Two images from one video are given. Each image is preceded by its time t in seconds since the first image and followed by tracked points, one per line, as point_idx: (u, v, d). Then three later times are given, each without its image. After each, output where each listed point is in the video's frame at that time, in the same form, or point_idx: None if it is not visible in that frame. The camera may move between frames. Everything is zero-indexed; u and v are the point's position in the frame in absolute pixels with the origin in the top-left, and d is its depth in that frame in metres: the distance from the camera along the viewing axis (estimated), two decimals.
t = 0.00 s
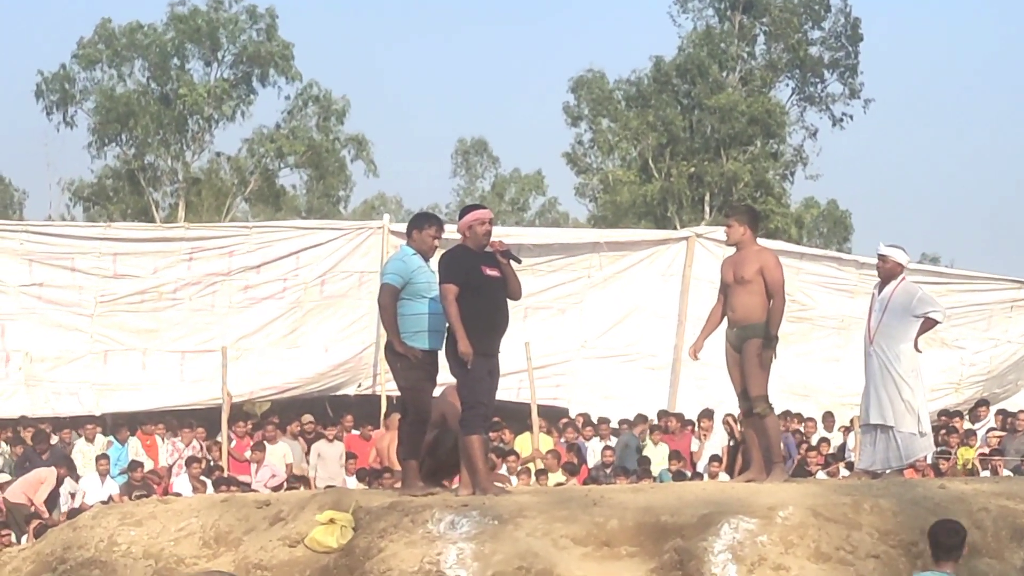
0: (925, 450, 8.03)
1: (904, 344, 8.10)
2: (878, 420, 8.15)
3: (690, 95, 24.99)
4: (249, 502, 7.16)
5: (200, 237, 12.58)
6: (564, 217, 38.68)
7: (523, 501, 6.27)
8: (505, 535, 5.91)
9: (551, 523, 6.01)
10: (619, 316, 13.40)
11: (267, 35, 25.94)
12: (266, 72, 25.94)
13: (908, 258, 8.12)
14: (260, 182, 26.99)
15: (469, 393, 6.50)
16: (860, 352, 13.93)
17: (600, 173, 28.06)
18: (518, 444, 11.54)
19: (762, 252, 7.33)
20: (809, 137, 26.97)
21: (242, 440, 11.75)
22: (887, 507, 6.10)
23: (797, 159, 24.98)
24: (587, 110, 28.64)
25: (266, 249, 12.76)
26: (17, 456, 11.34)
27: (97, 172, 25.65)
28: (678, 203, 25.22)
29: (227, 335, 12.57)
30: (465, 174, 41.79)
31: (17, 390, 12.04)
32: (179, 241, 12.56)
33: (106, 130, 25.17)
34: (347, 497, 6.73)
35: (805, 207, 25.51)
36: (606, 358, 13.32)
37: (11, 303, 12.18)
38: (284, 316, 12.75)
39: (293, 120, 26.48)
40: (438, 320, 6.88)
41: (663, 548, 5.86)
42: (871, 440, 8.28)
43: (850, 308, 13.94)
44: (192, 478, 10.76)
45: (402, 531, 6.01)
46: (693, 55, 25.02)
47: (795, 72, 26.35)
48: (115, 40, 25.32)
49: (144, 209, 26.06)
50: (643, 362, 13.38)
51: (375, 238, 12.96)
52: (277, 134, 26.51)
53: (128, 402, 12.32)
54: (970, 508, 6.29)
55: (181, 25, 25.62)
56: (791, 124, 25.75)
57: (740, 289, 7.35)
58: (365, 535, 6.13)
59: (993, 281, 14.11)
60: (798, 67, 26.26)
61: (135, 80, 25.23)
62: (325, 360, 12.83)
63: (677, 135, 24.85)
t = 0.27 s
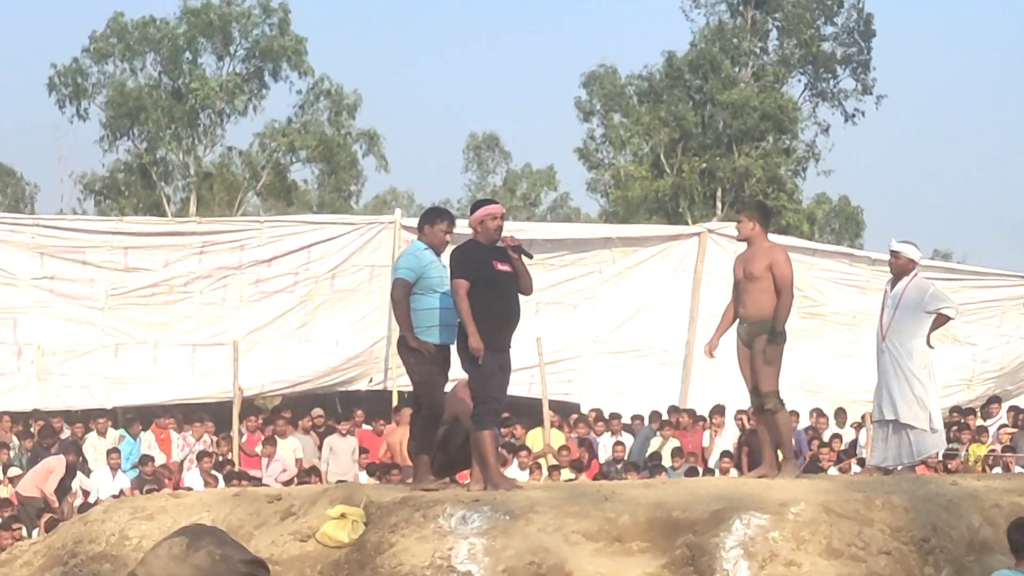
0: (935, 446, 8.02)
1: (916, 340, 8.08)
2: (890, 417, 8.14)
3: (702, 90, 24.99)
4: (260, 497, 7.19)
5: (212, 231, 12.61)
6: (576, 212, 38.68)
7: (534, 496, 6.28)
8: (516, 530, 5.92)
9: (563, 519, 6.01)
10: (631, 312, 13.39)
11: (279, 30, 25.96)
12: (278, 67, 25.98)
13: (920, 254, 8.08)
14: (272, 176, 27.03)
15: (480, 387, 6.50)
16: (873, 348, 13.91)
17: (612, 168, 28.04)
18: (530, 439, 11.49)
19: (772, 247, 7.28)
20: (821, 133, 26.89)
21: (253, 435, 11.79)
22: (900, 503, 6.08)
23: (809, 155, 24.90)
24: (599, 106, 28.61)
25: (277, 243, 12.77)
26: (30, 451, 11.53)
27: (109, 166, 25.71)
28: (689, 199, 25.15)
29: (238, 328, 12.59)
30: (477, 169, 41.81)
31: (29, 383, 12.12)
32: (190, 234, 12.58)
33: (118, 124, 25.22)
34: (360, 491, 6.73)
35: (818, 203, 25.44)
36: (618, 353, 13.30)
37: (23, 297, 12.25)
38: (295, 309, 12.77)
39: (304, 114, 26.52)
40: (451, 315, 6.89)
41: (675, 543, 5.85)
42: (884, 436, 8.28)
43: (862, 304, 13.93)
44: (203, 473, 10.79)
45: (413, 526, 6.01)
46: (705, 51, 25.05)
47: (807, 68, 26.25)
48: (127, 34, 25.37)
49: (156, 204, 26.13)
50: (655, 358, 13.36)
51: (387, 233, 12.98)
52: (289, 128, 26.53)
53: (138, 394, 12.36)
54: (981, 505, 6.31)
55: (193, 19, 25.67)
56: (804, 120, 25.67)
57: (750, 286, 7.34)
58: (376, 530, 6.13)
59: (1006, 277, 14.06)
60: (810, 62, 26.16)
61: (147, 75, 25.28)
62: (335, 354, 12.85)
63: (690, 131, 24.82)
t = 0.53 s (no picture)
0: (950, 443, 7.99)
1: (930, 337, 8.07)
2: (904, 414, 8.13)
3: (715, 86, 24.98)
4: (274, 493, 7.22)
5: (225, 226, 12.65)
6: (589, 208, 38.67)
7: (548, 493, 6.31)
8: (530, 526, 5.94)
9: (576, 516, 6.03)
10: (644, 308, 13.40)
11: (293, 26, 26.01)
12: (292, 63, 26.04)
13: (934, 251, 8.07)
14: (285, 172, 27.08)
15: (493, 384, 6.52)
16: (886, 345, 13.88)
17: (625, 164, 28.03)
18: (544, 435, 11.51)
19: (785, 244, 7.28)
20: (835, 129, 26.80)
21: (267, 431, 11.83)
22: (914, 500, 6.08)
23: (822, 151, 24.83)
24: (612, 102, 28.59)
25: (291, 239, 12.82)
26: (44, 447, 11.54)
27: (123, 162, 25.80)
28: (702, 195, 24.98)
29: (250, 323, 12.63)
30: (490, 165, 41.82)
31: (44, 378, 12.18)
32: (203, 230, 12.63)
33: (131, 120, 25.28)
34: (373, 488, 6.77)
35: (831, 199, 25.37)
36: (631, 348, 13.30)
37: (37, 292, 12.33)
38: (308, 304, 12.81)
39: (318, 110, 26.55)
40: (464, 311, 6.91)
41: (688, 540, 5.86)
42: (897, 433, 8.25)
43: (875, 301, 13.90)
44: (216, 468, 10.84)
45: (427, 522, 6.04)
46: (718, 47, 25.10)
47: (821, 64, 26.16)
48: (142, 29, 25.45)
49: (170, 199, 26.20)
50: (669, 353, 13.37)
51: (400, 229, 13.01)
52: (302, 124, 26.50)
53: (151, 389, 12.37)
54: (995, 501, 6.30)
55: (207, 15, 25.74)
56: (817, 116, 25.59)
57: (763, 283, 7.34)
58: (390, 526, 6.16)
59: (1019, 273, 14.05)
60: (823, 59, 26.07)
61: (161, 70, 25.35)
62: (348, 349, 12.88)
63: (703, 127, 24.84)
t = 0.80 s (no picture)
0: (966, 439, 8.03)
1: (947, 334, 8.07)
2: (921, 410, 8.13)
3: (731, 82, 24.86)
4: (290, 489, 7.25)
5: (240, 222, 12.70)
6: (604, 204, 38.67)
7: (564, 489, 6.33)
8: (546, 522, 5.95)
9: (592, 512, 6.05)
10: (659, 303, 13.40)
11: (310, 22, 26.06)
12: (308, 59, 26.09)
13: (950, 248, 8.04)
14: (301, 168, 27.14)
15: (510, 381, 6.54)
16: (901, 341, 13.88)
17: (640, 160, 28.02)
18: (559, 431, 11.52)
19: (800, 241, 7.27)
20: (850, 125, 26.71)
21: (283, 426, 11.87)
22: (930, 497, 6.08)
23: (838, 147, 24.75)
24: (627, 98, 28.59)
25: (306, 235, 12.87)
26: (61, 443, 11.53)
27: (140, 158, 25.90)
28: (718, 190, 25.04)
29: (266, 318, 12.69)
30: (505, 161, 41.86)
31: (61, 373, 12.16)
32: (219, 226, 12.67)
33: (148, 116, 25.36)
34: (388, 484, 6.80)
35: (846, 195, 25.30)
36: (645, 344, 13.32)
37: (53, 288, 12.28)
38: (323, 299, 12.86)
39: (334, 106, 26.62)
40: (480, 307, 6.93)
41: (704, 536, 5.86)
42: (913, 430, 8.24)
43: (890, 297, 13.88)
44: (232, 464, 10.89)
45: (443, 518, 6.06)
46: (733, 42, 24.85)
47: (836, 60, 26.03)
48: (158, 26, 25.52)
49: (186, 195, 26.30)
50: (684, 349, 13.37)
51: (415, 225, 13.05)
52: (318, 120, 26.60)
53: (168, 383, 12.42)
54: (1012, 498, 6.29)
55: (223, 11, 25.81)
56: (833, 112, 25.50)
57: (778, 279, 7.33)
58: (406, 522, 6.18)
59: None
60: (839, 54, 25.93)
61: (177, 66, 25.43)
62: (364, 343, 12.95)
63: (718, 123, 24.76)
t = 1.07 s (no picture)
0: (983, 435, 7.98)
1: (963, 329, 8.05)
2: (937, 405, 8.12)
3: (747, 78, 24.83)
4: (306, 484, 7.27)
5: (256, 217, 12.72)
6: (620, 199, 38.64)
7: (580, 485, 6.35)
8: (562, 518, 5.97)
9: (609, 507, 6.07)
10: (675, 299, 13.40)
11: (325, 17, 26.10)
12: (323, 54, 26.14)
13: (967, 243, 8.03)
14: (316, 164, 27.20)
15: (526, 376, 6.55)
16: (917, 337, 13.87)
17: (656, 155, 28.00)
18: (575, 427, 11.53)
19: (818, 237, 7.27)
20: (866, 121, 26.63)
21: (299, 421, 11.91)
22: (946, 493, 6.09)
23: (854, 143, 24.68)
24: (642, 94, 28.57)
25: (322, 229, 12.89)
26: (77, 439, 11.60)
27: (155, 153, 25.99)
28: (734, 186, 25.13)
29: (281, 312, 12.73)
30: (520, 156, 41.86)
31: (78, 367, 12.26)
32: (235, 221, 12.70)
33: (164, 111, 25.43)
34: (405, 479, 6.82)
35: (862, 190, 25.23)
36: (661, 339, 13.32)
37: (69, 282, 12.37)
38: (338, 293, 12.90)
39: (350, 102, 26.66)
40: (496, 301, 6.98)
41: (721, 531, 5.87)
42: (929, 425, 8.23)
43: (906, 293, 13.87)
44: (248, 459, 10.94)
45: (459, 514, 6.08)
46: (749, 39, 24.78)
47: (852, 56, 25.98)
48: (174, 21, 25.59)
49: (201, 190, 26.38)
50: (700, 344, 13.39)
51: (431, 220, 13.09)
52: (333, 116, 26.66)
53: (185, 377, 12.52)
54: None
55: (239, 7, 25.87)
56: (849, 108, 25.41)
57: (795, 275, 7.33)
58: (423, 517, 6.20)
59: None
60: (855, 50, 25.89)
61: (192, 62, 25.50)
62: (379, 338, 12.98)
63: (733, 119, 24.68)
